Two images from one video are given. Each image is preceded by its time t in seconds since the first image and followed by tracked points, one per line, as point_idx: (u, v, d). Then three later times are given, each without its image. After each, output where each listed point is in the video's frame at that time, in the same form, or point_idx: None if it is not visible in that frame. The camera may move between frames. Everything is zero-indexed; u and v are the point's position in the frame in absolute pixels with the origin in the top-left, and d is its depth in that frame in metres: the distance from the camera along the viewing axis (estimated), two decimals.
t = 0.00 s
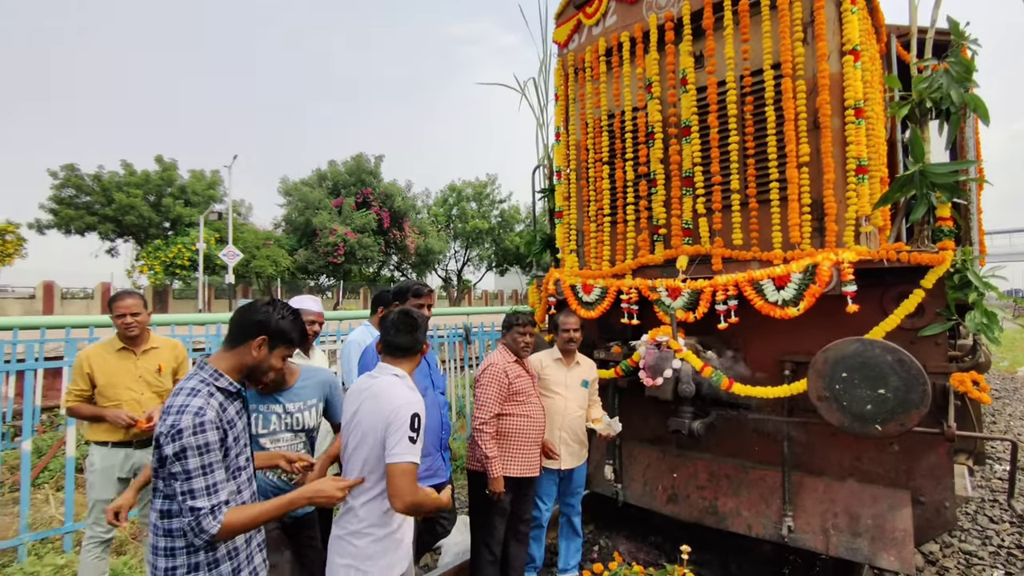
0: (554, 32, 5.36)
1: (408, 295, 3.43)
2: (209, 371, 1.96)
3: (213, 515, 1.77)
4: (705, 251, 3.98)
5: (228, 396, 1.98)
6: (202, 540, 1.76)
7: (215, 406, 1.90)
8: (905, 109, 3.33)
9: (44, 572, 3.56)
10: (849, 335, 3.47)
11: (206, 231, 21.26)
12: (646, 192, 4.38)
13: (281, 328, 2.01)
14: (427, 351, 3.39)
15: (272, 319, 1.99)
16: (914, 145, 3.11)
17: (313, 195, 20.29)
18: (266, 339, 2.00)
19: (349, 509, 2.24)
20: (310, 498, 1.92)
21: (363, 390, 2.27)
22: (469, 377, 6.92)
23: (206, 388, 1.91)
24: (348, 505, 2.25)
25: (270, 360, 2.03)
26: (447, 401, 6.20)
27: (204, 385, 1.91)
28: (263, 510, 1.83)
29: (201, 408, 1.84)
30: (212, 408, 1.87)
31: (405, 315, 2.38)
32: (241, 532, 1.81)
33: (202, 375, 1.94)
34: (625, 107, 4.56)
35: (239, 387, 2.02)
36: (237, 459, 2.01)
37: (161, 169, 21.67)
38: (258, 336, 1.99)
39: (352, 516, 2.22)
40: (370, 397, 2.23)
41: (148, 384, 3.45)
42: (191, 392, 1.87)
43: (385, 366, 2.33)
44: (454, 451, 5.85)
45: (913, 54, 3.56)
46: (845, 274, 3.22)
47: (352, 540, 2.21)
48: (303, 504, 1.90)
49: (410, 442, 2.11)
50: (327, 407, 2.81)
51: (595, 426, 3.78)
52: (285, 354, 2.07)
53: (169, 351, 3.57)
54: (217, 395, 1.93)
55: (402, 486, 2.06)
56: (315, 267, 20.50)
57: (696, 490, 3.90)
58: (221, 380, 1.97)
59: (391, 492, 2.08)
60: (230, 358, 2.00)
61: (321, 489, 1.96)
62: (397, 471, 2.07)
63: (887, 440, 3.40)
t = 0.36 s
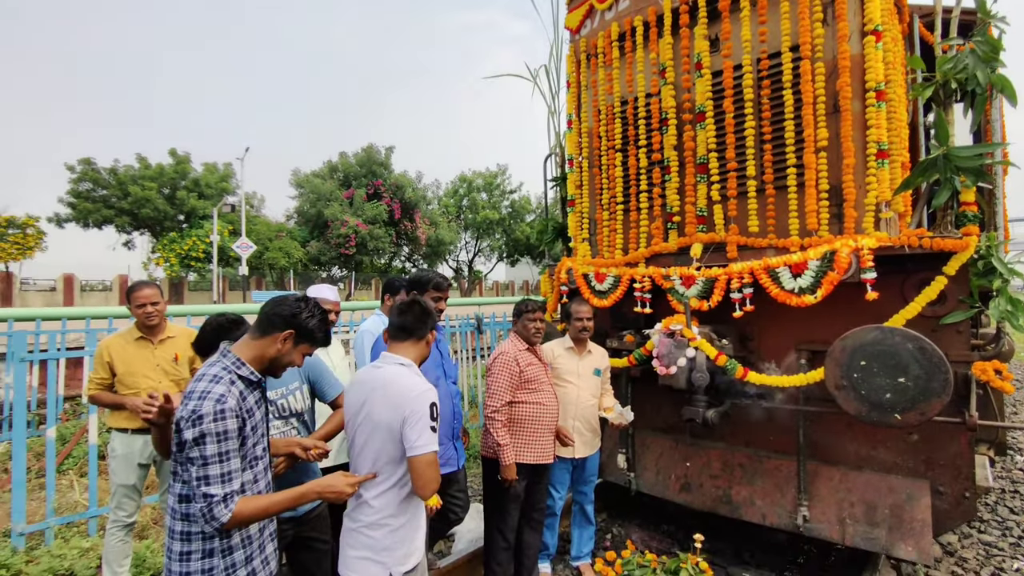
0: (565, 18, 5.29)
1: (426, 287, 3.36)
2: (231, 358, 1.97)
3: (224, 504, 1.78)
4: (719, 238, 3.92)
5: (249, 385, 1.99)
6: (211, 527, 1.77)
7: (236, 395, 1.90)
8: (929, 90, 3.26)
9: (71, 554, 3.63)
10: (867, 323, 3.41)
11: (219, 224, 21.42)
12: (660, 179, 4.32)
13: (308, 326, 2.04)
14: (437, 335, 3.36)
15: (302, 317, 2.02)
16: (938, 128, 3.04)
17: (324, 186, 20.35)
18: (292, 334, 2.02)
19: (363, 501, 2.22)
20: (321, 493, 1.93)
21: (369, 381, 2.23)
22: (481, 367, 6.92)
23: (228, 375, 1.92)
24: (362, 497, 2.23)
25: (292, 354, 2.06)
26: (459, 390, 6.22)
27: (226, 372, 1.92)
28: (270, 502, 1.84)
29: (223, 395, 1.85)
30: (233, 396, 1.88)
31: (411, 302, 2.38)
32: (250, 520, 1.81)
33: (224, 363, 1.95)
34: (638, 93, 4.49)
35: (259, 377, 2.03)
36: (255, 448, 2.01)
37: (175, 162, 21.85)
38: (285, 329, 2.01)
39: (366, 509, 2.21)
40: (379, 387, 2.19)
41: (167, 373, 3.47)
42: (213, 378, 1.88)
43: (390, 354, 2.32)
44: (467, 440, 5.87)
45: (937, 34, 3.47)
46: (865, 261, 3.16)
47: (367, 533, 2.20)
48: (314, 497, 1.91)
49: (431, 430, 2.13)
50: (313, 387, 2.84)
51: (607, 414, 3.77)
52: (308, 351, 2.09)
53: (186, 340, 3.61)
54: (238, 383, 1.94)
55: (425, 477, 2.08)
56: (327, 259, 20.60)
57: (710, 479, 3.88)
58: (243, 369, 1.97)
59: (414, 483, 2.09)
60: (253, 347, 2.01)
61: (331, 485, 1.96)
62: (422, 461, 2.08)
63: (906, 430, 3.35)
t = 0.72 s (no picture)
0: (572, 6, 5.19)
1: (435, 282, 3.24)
2: (231, 353, 1.94)
3: (216, 499, 1.75)
4: (729, 229, 3.85)
5: (251, 379, 1.96)
6: (202, 522, 1.76)
7: (236, 388, 1.88)
8: (948, 74, 3.17)
9: (85, 545, 3.65)
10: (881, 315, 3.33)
11: (230, 218, 21.53)
12: (668, 169, 4.25)
13: (309, 319, 2.01)
14: (438, 326, 3.32)
15: (302, 309, 1.99)
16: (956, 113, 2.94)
17: (334, 180, 20.36)
18: (292, 327, 1.99)
19: (363, 500, 2.16)
20: (315, 490, 1.91)
21: (369, 375, 2.18)
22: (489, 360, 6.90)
23: (228, 369, 1.89)
24: (361, 496, 2.16)
25: (293, 347, 2.02)
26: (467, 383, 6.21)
27: (226, 366, 1.90)
28: (263, 499, 1.81)
29: (222, 389, 1.82)
30: (233, 390, 1.86)
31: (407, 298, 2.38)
32: (244, 516, 1.78)
33: (225, 357, 1.93)
34: (646, 82, 4.41)
35: (260, 371, 2.00)
36: (257, 444, 1.99)
37: (186, 158, 21.97)
38: (285, 322, 1.98)
39: (368, 508, 2.15)
40: (383, 380, 2.15)
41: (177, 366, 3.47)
42: (213, 372, 1.87)
43: (391, 347, 2.29)
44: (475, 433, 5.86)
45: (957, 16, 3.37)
46: (879, 251, 3.08)
47: (369, 533, 2.15)
48: (308, 494, 1.89)
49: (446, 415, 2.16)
50: (313, 383, 2.81)
51: (614, 408, 3.73)
52: (309, 344, 2.06)
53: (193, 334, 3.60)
54: (238, 376, 1.91)
55: (451, 458, 2.10)
56: (338, 253, 20.66)
57: (720, 473, 3.83)
58: (244, 363, 1.94)
59: (441, 466, 2.10)
60: (253, 340, 1.98)
61: (326, 481, 1.94)
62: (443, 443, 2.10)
63: (920, 424, 3.28)
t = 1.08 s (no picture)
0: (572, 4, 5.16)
1: (444, 298, 3.18)
2: (229, 352, 1.93)
3: (205, 498, 1.74)
4: (730, 228, 3.83)
5: (247, 378, 1.95)
6: (191, 521, 1.74)
7: (232, 387, 1.87)
8: (951, 71, 3.13)
9: (85, 545, 3.66)
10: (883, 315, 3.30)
11: (235, 218, 21.57)
12: (668, 167, 4.22)
13: (307, 318, 2.00)
14: (438, 327, 3.32)
15: (301, 309, 1.97)
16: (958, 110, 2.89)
17: (337, 180, 20.38)
18: (291, 327, 1.98)
19: (352, 502, 2.14)
20: (304, 489, 1.90)
21: (358, 377, 2.17)
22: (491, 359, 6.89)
23: (224, 368, 1.89)
24: (349, 499, 2.15)
25: (292, 347, 2.01)
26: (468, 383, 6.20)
27: (222, 364, 1.89)
28: (252, 498, 1.80)
29: (217, 387, 1.81)
30: (228, 388, 1.84)
31: (395, 301, 2.33)
32: (233, 515, 1.77)
33: (222, 356, 1.92)
34: (646, 80, 4.38)
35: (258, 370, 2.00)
36: (252, 444, 1.97)
37: (190, 158, 22.03)
38: (284, 322, 1.96)
39: (356, 510, 2.13)
40: (373, 382, 2.14)
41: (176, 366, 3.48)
42: (209, 370, 1.86)
43: (379, 349, 2.26)
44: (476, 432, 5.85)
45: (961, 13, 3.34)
46: (880, 250, 3.05)
47: (358, 536, 2.13)
48: (298, 494, 1.89)
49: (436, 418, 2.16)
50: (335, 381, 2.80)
51: (614, 410, 3.71)
52: (308, 344, 2.05)
53: (191, 335, 3.59)
54: (235, 375, 1.90)
55: (438, 462, 2.10)
56: (341, 252, 20.68)
57: (721, 473, 3.81)
58: (241, 362, 1.94)
59: (426, 470, 2.10)
60: (252, 340, 1.97)
61: (316, 481, 1.94)
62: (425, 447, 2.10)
63: (923, 425, 3.24)
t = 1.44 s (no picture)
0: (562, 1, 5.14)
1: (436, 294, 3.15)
2: (218, 349, 1.91)
3: (190, 497, 1.71)
4: (721, 225, 3.83)
5: (236, 376, 1.93)
6: (174, 521, 1.71)
7: (218, 384, 1.84)
8: (939, 66, 3.14)
9: (70, 550, 3.61)
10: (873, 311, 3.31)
11: (227, 219, 21.42)
12: (659, 165, 4.21)
13: (298, 317, 1.97)
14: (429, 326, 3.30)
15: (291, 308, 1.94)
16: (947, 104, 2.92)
17: (330, 180, 20.30)
18: (280, 326, 1.95)
19: (338, 502, 2.12)
20: (291, 491, 1.88)
21: (340, 377, 2.14)
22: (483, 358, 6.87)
23: (211, 365, 1.86)
24: (335, 499, 2.13)
25: (282, 347, 1.98)
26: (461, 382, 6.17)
27: (210, 362, 1.87)
28: (236, 499, 1.78)
29: (203, 383, 1.79)
30: (214, 386, 1.82)
31: (375, 298, 2.30)
32: (217, 515, 1.75)
33: (210, 354, 1.90)
34: (637, 77, 4.37)
35: (246, 370, 1.97)
36: (239, 443, 1.94)
37: (180, 158, 21.86)
38: (273, 320, 1.93)
39: (343, 510, 2.11)
40: (354, 382, 2.12)
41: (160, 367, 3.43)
42: (196, 367, 1.84)
43: (360, 349, 2.24)
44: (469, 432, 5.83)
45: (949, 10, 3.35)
46: (870, 246, 3.06)
47: (344, 535, 2.11)
48: (283, 495, 1.86)
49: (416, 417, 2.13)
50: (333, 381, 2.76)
51: (607, 408, 3.66)
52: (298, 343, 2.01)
53: (177, 335, 3.55)
54: (222, 373, 1.88)
55: (414, 465, 2.08)
56: (334, 253, 20.59)
57: (713, 471, 3.81)
58: (229, 360, 1.91)
59: (402, 472, 2.09)
60: (241, 338, 1.95)
61: (302, 483, 1.91)
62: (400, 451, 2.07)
63: (913, 421, 3.25)
